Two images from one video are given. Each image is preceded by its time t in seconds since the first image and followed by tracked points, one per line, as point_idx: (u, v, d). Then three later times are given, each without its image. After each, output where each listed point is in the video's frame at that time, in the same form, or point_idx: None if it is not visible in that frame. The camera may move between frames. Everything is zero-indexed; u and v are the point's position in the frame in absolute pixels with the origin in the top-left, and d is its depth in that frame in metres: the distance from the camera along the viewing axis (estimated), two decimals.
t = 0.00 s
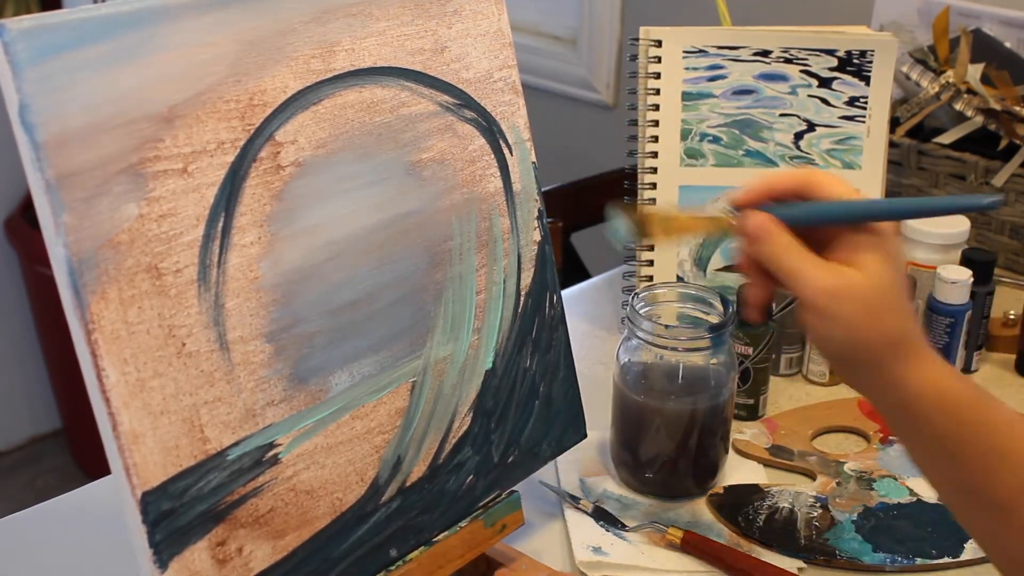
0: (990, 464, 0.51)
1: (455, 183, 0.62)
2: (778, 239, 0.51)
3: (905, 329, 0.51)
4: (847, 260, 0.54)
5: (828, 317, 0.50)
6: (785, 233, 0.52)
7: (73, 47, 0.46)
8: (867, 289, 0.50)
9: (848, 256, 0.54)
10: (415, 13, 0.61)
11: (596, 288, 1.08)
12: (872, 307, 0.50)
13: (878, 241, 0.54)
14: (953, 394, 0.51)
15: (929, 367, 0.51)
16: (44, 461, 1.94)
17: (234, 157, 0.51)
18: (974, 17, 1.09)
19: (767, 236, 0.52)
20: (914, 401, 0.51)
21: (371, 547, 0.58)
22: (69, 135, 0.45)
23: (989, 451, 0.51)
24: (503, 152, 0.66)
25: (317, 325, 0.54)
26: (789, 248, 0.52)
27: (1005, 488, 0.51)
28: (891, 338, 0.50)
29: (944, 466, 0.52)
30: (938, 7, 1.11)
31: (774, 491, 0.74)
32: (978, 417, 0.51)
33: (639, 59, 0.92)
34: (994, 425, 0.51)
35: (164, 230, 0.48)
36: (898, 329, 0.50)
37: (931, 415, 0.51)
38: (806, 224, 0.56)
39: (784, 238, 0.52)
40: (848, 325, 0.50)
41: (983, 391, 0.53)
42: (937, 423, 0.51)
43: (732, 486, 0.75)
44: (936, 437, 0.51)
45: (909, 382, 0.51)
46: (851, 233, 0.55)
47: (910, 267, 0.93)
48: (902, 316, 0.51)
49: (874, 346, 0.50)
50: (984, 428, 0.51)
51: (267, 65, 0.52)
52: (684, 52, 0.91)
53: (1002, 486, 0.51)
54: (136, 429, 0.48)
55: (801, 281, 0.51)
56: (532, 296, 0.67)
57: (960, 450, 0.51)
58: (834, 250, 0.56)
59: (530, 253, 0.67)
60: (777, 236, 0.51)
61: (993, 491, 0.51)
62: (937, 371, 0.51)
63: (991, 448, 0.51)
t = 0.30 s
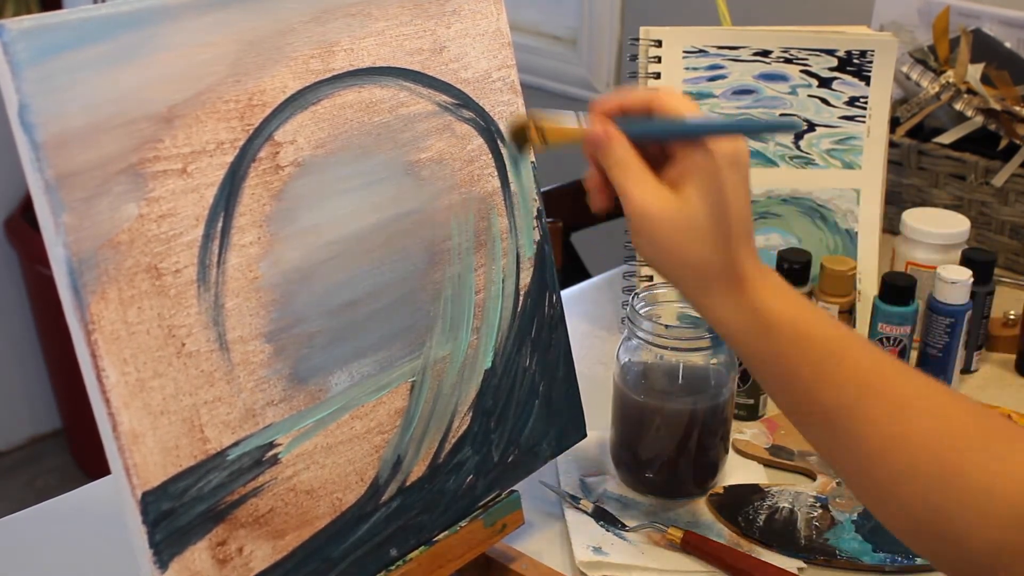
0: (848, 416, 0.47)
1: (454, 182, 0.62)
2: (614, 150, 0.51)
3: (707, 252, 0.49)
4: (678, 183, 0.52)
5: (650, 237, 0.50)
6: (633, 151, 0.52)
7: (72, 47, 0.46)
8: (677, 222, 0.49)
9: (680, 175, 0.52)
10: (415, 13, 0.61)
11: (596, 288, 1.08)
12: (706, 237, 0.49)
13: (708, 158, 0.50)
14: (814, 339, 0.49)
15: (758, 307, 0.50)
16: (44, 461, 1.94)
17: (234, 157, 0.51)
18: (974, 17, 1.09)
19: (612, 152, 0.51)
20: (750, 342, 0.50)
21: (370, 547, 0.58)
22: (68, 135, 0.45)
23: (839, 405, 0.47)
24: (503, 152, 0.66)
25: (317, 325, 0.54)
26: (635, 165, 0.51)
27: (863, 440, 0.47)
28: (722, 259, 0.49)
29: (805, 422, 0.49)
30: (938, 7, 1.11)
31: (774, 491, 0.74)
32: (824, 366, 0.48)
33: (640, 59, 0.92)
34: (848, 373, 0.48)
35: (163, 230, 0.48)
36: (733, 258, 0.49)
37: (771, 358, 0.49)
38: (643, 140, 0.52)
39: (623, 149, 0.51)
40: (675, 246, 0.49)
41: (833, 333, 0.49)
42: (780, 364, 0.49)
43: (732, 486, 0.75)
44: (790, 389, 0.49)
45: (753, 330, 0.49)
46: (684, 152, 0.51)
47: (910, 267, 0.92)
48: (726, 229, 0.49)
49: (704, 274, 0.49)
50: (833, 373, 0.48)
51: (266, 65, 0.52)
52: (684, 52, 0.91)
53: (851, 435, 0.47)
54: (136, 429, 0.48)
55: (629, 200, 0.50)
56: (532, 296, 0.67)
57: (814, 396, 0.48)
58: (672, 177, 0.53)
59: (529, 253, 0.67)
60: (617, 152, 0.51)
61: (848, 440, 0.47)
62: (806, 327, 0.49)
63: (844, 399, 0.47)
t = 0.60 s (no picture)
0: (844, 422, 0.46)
1: (454, 182, 0.62)
2: (619, 160, 0.54)
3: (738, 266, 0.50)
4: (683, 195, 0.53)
5: (656, 247, 0.51)
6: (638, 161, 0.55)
7: (73, 47, 0.46)
8: (685, 229, 0.50)
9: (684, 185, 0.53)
10: (415, 13, 0.61)
11: (596, 288, 1.08)
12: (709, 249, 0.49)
13: (716, 168, 0.51)
14: (819, 346, 0.48)
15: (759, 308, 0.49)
16: (44, 461, 1.94)
17: (234, 157, 0.51)
18: (974, 17, 1.09)
19: (617, 163, 0.54)
20: (751, 341, 0.49)
21: (370, 548, 0.58)
22: (68, 136, 0.45)
23: (832, 407, 0.46)
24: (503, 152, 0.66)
25: (317, 326, 0.54)
26: (636, 172, 0.53)
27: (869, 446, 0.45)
28: (719, 270, 0.49)
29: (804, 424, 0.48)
30: (938, 7, 1.11)
31: (774, 491, 0.74)
32: (824, 365, 0.47)
33: (640, 59, 0.92)
34: (848, 378, 0.46)
35: (163, 230, 0.48)
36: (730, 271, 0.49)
37: (768, 355, 0.48)
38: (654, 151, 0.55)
39: (629, 161, 0.54)
40: (682, 253, 0.50)
41: (841, 340, 0.48)
42: (781, 359, 0.48)
43: (732, 486, 0.75)
44: (789, 386, 0.48)
45: (757, 332, 0.49)
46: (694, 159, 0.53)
47: (910, 267, 0.92)
48: (726, 245, 0.49)
49: (708, 287, 0.50)
50: (831, 379, 0.47)
51: (266, 65, 0.52)
52: (683, 52, 0.91)
53: (850, 440, 0.46)
54: (136, 429, 0.48)
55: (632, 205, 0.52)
56: (532, 296, 0.67)
57: (815, 406, 0.47)
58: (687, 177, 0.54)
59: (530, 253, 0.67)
60: (623, 161, 0.54)
61: (844, 442, 0.46)
62: (809, 335, 0.48)
63: (838, 401, 0.46)
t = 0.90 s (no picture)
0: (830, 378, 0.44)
1: (453, 182, 0.62)
2: (589, 132, 0.52)
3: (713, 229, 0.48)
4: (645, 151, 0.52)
5: (621, 219, 0.50)
6: (605, 128, 0.53)
7: (72, 47, 0.46)
8: (653, 202, 0.48)
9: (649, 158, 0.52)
10: (414, 13, 0.61)
11: (596, 288, 1.08)
12: (675, 205, 0.48)
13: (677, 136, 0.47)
14: (794, 307, 0.46)
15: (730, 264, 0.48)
16: (44, 461, 1.94)
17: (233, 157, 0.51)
18: (973, 17, 1.09)
19: (586, 127, 0.52)
20: (720, 303, 0.47)
21: (370, 547, 0.58)
22: (68, 135, 0.45)
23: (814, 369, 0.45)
24: (501, 153, 0.66)
25: (316, 325, 0.54)
26: (604, 142, 0.52)
27: (854, 414, 0.43)
28: (686, 226, 0.48)
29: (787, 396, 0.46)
30: (938, 7, 1.11)
31: (774, 491, 0.74)
32: (805, 324, 0.45)
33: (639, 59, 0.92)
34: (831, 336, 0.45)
35: (162, 229, 0.48)
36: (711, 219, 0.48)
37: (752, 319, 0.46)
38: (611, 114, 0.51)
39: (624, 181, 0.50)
40: (648, 223, 0.49)
41: (816, 307, 0.46)
42: (760, 325, 0.46)
43: (733, 485, 0.75)
44: (770, 354, 0.45)
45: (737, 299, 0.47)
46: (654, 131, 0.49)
47: (910, 267, 0.92)
48: (698, 200, 0.48)
49: (669, 236, 0.48)
50: (821, 340, 0.45)
51: (265, 65, 0.52)
52: (684, 51, 0.92)
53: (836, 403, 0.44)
54: (136, 429, 0.48)
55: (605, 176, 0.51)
56: (531, 296, 0.67)
57: (798, 367, 0.45)
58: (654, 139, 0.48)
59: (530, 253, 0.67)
60: (592, 135, 0.52)
61: (820, 413, 0.44)
62: (789, 299, 0.46)
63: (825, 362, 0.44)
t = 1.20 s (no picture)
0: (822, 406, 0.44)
1: (454, 182, 0.62)
2: (588, 137, 0.50)
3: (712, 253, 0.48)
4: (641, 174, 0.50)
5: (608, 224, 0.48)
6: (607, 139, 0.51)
7: (73, 47, 0.46)
8: (654, 218, 0.46)
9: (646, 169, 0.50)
10: (414, 13, 0.61)
11: (596, 288, 1.08)
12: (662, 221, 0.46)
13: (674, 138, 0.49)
14: (778, 327, 0.46)
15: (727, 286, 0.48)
16: (44, 461, 1.94)
17: (233, 157, 0.51)
18: (974, 17, 1.09)
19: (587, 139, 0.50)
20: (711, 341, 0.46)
21: (370, 548, 0.58)
22: (68, 136, 0.45)
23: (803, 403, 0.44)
24: (503, 152, 0.66)
25: (317, 326, 0.54)
26: (605, 149, 0.50)
27: (837, 438, 0.43)
28: (682, 247, 0.47)
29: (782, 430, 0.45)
30: (938, 7, 1.11)
31: (774, 491, 0.74)
32: (796, 354, 0.44)
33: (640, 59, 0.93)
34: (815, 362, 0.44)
35: (163, 230, 0.48)
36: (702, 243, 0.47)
37: (741, 348, 0.45)
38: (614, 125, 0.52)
39: (597, 142, 0.50)
40: (636, 231, 0.47)
41: (805, 328, 0.46)
42: (747, 347, 0.45)
43: (733, 485, 0.75)
44: (755, 378, 0.45)
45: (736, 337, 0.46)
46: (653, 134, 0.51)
47: (910, 267, 0.92)
48: (694, 218, 0.46)
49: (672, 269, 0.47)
50: (806, 365, 0.44)
51: (265, 65, 0.52)
52: (684, 52, 0.92)
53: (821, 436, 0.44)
54: (136, 429, 0.48)
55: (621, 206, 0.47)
56: (532, 296, 0.67)
57: (782, 399, 0.44)
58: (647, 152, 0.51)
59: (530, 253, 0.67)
60: (593, 136, 0.50)
61: (806, 432, 0.44)
62: (781, 331, 0.45)
63: (805, 390, 0.44)
